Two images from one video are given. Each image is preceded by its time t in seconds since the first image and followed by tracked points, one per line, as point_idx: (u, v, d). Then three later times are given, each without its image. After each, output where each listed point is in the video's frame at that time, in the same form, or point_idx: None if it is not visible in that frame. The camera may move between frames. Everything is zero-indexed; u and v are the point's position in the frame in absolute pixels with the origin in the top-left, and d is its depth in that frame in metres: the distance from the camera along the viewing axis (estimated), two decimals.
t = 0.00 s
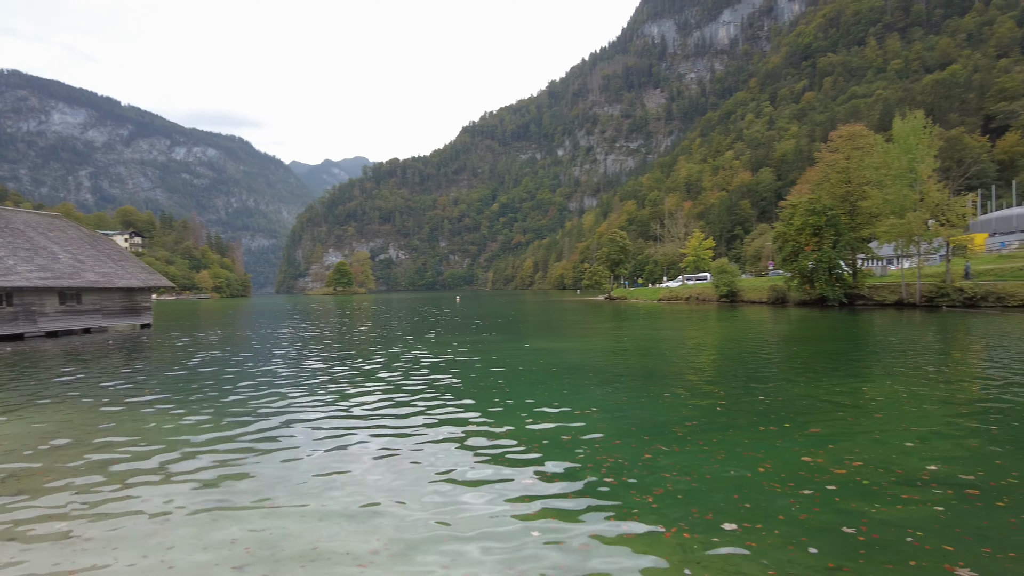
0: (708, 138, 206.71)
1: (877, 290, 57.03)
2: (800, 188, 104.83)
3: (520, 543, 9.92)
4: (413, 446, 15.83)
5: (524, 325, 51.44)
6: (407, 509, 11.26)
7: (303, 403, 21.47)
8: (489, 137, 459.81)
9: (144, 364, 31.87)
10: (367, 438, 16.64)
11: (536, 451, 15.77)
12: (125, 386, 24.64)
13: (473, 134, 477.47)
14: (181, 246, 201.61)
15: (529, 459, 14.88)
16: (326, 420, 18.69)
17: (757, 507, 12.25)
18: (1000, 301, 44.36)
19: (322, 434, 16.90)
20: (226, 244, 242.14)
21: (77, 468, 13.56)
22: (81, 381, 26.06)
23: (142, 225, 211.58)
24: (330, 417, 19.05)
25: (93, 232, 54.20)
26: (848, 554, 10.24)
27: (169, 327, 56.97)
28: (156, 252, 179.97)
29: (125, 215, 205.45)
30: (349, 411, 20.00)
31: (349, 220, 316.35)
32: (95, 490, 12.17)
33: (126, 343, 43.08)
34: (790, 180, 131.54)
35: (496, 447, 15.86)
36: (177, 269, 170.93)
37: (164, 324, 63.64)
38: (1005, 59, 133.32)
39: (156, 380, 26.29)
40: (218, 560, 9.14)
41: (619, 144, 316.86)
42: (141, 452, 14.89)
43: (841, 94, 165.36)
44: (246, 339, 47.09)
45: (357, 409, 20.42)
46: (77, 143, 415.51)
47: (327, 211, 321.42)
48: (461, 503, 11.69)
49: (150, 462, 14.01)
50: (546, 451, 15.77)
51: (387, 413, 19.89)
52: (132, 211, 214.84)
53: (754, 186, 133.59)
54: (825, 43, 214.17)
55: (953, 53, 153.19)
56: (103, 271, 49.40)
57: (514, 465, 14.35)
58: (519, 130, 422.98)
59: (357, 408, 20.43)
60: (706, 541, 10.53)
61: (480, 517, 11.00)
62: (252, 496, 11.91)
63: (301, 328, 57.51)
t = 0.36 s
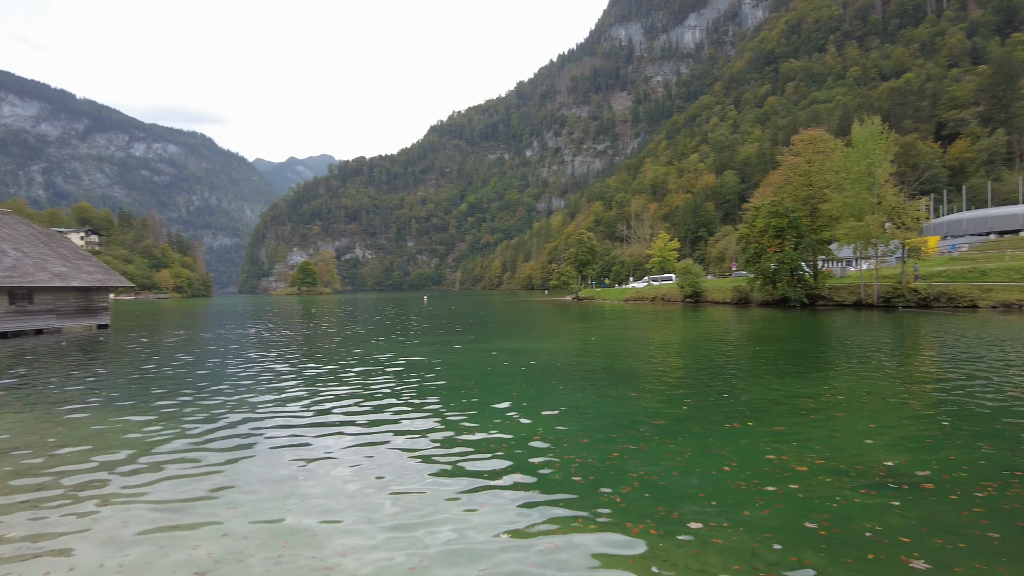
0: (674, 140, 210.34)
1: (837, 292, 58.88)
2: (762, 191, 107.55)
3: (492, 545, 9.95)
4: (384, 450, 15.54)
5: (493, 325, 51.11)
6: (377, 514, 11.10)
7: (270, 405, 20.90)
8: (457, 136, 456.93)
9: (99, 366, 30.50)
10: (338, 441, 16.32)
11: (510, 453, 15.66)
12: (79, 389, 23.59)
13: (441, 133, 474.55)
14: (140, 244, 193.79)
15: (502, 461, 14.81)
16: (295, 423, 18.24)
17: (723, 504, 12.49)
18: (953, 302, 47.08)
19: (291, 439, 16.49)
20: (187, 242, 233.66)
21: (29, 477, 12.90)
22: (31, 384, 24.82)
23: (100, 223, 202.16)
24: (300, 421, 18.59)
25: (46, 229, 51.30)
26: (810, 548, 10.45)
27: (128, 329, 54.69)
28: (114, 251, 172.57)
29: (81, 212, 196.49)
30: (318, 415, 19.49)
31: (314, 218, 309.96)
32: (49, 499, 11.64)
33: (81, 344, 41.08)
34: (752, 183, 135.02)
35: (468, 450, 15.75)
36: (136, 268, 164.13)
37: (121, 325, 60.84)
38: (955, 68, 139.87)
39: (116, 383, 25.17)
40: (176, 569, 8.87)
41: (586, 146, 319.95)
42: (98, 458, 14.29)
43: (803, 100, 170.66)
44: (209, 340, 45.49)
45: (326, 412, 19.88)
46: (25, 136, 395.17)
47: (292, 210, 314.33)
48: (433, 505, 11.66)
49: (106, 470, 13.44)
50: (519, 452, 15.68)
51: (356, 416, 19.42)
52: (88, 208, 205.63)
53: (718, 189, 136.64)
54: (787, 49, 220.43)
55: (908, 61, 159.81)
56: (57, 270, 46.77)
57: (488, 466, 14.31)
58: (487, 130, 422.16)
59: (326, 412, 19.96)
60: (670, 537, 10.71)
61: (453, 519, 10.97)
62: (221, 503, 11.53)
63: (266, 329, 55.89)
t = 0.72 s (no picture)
0: (635, 143, 214.07)
1: (792, 292, 60.56)
2: (721, 194, 110.35)
3: (457, 546, 9.89)
4: (344, 454, 15.09)
5: (455, 325, 50.56)
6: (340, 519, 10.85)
7: (222, 409, 20.09)
8: (420, 136, 452.50)
9: (45, 368, 28.82)
10: (297, 446, 15.76)
11: (474, 454, 15.42)
12: (22, 394, 22.27)
13: (403, 133, 469.32)
14: (90, 242, 184.24)
15: (466, 462, 14.63)
16: (250, 428, 17.53)
17: (683, 500, 12.66)
18: (902, 303, 49.19)
19: (244, 445, 15.84)
20: (141, 241, 223.13)
21: None
22: None
23: (46, 220, 191.30)
24: (255, 426, 17.88)
25: None
26: (767, 543, 10.66)
27: (76, 330, 51.78)
28: (62, 249, 163.66)
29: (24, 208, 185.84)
30: (274, 418, 18.79)
31: (273, 217, 301.49)
32: None
33: (26, 347, 38.59)
34: (711, 185, 138.59)
35: (431, 452, 15.47)
36: (85, 267, 155.94)
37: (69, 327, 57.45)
38: (901, 78, 146.86)
39: (59, 386, 23.82)
40: None
41: (549, 147, 322.30)
42: (36, 467, 13.51)
43: (759, 105, 176.29)
44: (163, 341, 43.50)
45: (282, 416, 19.22)
46: None
47: (251, 208, 304.84)
48: (398, 508, 11.49)
49: (47, 479, 12.71)
50: (483, 454, 15.46)
51: (315, 419, 18.79)
52: (33, 204, 194.53)
53: (678, 191, 139.47)
54: (744, 56, 227.13)
55: (858, 70, 166.95)
56: None
57: (452, 468, 14.13)
58: (450, 130, 419.93)
59: (284, 415, 19.29)
60: (632, 535, 10.79)
61: (417, 522, 10.84)
62: (176, 511, 11.06)
63: (223, 329, 53.85)
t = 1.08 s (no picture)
0: (591, 146, 217.03)
1: (742, 293, 62.39)
2: (674, 196, 112.97)
3: (416, 554, 9.90)
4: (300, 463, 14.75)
5: (412, 326, 49.72)
6: (299, 532, 10.68)
7: (169, 417, 19.24)
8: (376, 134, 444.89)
9: None
10: (251, 456, 15.29)
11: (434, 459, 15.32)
12: None
13: (358, 131, 460.60)
14: (27, 241, 172.18)
15: (427, 468, 14.54)
16: (198, 439, 16.78)
17: (639, 499, 12.99)
18: (845, 303, 51.58)
19: (196, 456, 15.24)
20: (85, 239, 209.71)
21: None
22: None
23: None
24: (204, 436, 17.19)
25: None
26: (720, 538, 11.02)
27: (7, 334, 48.37)
28: None
29: None
30: (225, 427, 18.13)
31: (224, 216, 290.14)
32: None
33: None
34: (665, 189, 141.81)
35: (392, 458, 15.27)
36: (20, 267, 145.40)
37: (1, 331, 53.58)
38: (845, 87, 153.93)
39: None
40: None
41: (506, 148, 323.34)
42: None
43: (711, 110, 181.71)
44: (104, 344, 41.23)
45: (232, 423, 18.55)
46: None
47: (201, 206, 292.35)
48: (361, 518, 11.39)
49: None
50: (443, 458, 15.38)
51: (268, 427, 18.13)
52: None
53: (633, 194, 141.79)
54: (697, 62, 233.69)
55: (805, 79, 174.17)
56: None
57: (413, 474, 14.06)
58: (406, 129, 414.86)
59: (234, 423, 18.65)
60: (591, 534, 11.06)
61: (378, 532, 10.76)
62: (128, 530, 10.64)
63: (169, 331, 51.47)
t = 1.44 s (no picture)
0: (547, 148, 218.93)
1: (693, 293, 63.93)
2: (628, 199, 115.05)
3: (375, 557, 9.79)
4: (251, 471, 14.24)
5: (367, 327, 48.58)
6: (253, 541, 10.46)
7: (105, 427, 18.21)
8: (330, 132, 434.53)
9: None
10: (199, 465, 14.72)
11: (388, 463, 14.93)
12: None
13: (311, 128, 449.42)
14: None
15: (383, 471, 14.30)
16: (137, 450, 15.92)
17: (595, 498, 13.06)
18: (792, 303, 53.59)
19: (137, 468, 14.54)
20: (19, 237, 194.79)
21: None
22: None
23: None
24: (144, 446, 16.31)
25: None
26: (672, 535, 11.20)
27: None
28: None
29: None
30: (169, 436, 17.27)
31: (171, 214, 277.23)
32: None
33: None
34: (620, 191, 144.27)
35: (346, 464, 14.85)
36: None
37: None
38: (792, 94, 160.52)
39: None
40: None
41: (463, 148, 323.22)
42: None
43: (665, 114, 186.34)
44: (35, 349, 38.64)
45: (175, 432, 17.66)
46: None
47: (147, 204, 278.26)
48: (320, 523, 11.19)
49: None
50: (398, 461, 15.04)
51: (212, 436, 17.32)
52: None
53: (588, 197, 143.39)
54: (651, 67, 239.18)
55: (755, 85, 180.37)
56: None
57: (371, 478, 13.82)
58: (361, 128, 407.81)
59: (177, 432, 17.75)
60: (547, 534, 11.11)
61: (335, 537, 10.60)
62: (70, 546, 10.24)
63: (108, 334, 48.72)
